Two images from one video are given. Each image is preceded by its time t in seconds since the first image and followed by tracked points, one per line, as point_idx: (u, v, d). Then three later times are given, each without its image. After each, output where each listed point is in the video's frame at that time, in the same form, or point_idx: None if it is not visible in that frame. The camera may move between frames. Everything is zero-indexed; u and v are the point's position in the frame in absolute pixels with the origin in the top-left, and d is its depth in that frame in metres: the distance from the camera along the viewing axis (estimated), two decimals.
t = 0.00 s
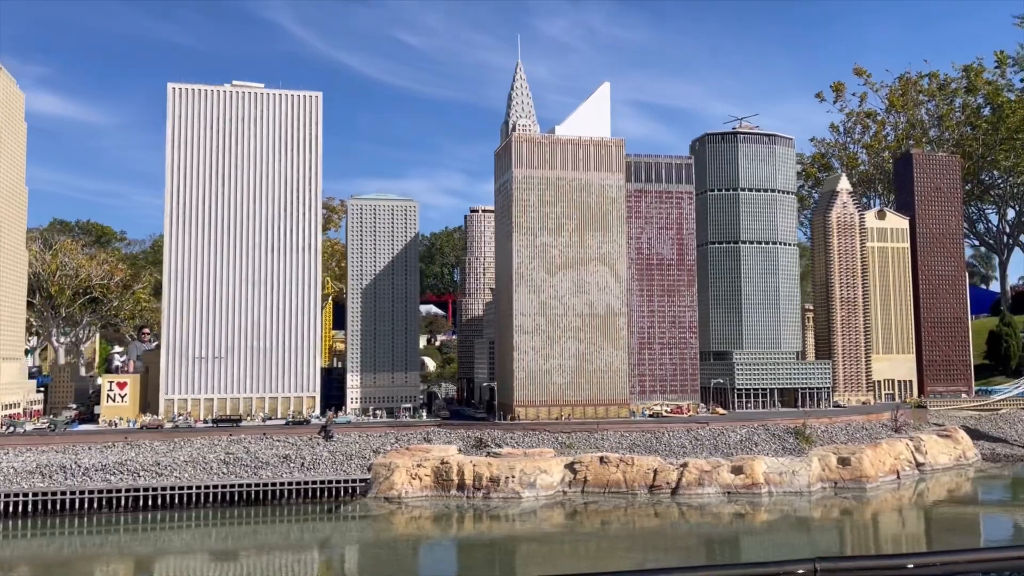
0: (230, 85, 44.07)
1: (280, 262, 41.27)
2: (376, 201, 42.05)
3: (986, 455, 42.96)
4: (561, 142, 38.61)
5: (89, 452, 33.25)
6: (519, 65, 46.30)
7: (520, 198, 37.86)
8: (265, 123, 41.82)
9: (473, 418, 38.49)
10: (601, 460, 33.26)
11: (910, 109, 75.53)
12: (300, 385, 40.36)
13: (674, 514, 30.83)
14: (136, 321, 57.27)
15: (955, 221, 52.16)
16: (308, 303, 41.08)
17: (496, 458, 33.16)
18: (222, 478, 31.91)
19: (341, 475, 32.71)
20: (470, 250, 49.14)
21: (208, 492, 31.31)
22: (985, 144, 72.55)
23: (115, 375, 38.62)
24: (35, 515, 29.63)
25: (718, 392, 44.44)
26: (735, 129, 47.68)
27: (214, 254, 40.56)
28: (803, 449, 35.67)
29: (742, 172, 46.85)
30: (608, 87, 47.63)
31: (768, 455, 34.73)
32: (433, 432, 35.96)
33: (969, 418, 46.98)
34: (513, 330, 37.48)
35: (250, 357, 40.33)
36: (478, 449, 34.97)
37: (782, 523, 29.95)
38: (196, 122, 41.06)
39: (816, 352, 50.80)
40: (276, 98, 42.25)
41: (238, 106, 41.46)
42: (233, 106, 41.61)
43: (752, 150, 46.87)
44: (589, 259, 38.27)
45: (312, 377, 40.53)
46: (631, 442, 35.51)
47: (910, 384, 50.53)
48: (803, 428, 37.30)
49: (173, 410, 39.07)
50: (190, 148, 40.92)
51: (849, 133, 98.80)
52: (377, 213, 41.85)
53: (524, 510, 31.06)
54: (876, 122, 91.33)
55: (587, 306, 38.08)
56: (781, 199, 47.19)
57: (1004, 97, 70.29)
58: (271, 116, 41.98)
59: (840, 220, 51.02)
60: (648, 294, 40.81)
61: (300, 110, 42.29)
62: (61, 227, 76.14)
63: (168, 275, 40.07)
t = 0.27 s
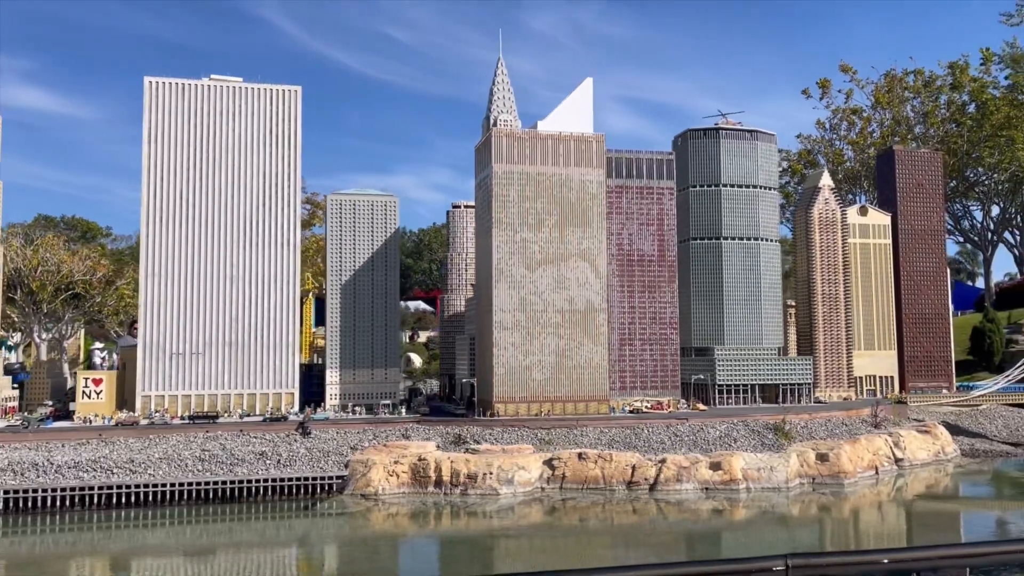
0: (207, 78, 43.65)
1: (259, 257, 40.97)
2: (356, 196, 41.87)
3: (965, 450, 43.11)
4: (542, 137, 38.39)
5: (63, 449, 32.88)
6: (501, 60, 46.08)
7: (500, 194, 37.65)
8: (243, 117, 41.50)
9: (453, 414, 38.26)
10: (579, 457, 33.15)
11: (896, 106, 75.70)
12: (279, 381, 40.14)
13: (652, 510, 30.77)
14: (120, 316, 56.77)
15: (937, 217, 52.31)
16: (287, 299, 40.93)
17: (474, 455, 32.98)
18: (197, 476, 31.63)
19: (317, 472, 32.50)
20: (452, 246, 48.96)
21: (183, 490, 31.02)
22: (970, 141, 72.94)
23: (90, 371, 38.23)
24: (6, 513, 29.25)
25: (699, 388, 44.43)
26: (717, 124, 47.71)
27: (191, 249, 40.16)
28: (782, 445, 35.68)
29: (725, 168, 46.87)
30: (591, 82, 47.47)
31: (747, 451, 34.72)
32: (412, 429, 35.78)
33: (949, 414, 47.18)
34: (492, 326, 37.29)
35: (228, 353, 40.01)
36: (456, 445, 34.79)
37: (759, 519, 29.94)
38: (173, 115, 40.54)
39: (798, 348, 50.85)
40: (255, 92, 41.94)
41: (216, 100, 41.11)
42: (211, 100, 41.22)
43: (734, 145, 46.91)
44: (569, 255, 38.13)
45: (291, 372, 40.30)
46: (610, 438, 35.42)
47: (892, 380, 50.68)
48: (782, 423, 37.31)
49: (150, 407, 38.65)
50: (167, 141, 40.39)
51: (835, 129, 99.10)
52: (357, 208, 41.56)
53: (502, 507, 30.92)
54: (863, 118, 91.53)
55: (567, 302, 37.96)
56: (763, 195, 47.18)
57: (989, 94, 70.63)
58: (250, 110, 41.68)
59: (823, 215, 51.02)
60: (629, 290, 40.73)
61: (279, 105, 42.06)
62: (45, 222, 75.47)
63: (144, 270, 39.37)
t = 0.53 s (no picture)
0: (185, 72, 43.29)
1: (237, 253, 40.63)
2: (336, 191, 41.67)
3: (945, 446, 43.83)
4: (522, 132, 38.22)
5: (36, 447, 32.54)
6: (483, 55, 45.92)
7: (480, 189, 37.48)
8: (221, 111, 41.13)
9: (433, 410, 38.09)
10: (558, 453, 33.08)
11: (882, 103, 75.88)
12: (258, 377, 39.90)
13: (631, 506, 30.73)
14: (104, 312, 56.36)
15: (919, 213, 52.44)
16: (266, 295, 40.64)
17: (452, 451, 32.85)
18: (172, 473, 31.39)
19: (294, 469, 32.31)
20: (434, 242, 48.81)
21: (157, 487, 30.77)
22: (955, 138, 73.24)
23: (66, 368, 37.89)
24: None
25: (680, 384, 44.51)
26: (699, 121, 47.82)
27: (169, 245, 39.79)
28: (762, 441, 35.73)
29: (706, 165, 47.03)
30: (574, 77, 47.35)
31: (726, 446, 34.73)
32: (391, 425, 35.63)
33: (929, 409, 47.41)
34: (472, 322, 37.13)
35: (206, 349, 39.70)
36: (435, 442, 34.65)
37: (737, 515, 29.93)
38: (149, 109, 40.15)
39: (780, 344, 50.94)
40: (233, 87, 41.58)
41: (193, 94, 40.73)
42: (188, 94, 40.88)
43: (715, 141, 47.11)
44: (549, 251, 38.01)
45: (270, 369, 40.11)
46: (590, 434, 35.38)
47: (874, 375, 50.85)
48: (762, 419, 37.38)
49: (127, 404, 38.43)
50: (143, 136, 39.98)
51: (822, 126, 99.34)
52: (336, 204, 41.40)
53: (480, 503, 30.81)
54: (849, 115, 91.71)
55: (547, 298, 37.84)
56: (745, 191, 47.24)
57: (973, 90, 70.97)
58: (228, 105, 41.32)
59: (804, 211, 51.18)
60: (610, 286, 40.75)
61: (258, 100, 41.75)
62: (30, 217, 74.84)
63: (121, 266, 39.02)
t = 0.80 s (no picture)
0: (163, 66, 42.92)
1: (217, 249, 40.32)
2: (315, 186, 41.38)
3: (925, 441, 44.12)
4: (502, 127, 38.04)
5: (9, 444, 32.19)
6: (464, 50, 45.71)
7: (459, 184, 37.30)
8: (199, 105, 40.76)
9: (412, 406, 37.90)
10: (537, 449, 32.99)
11: (868, 99, 75.99)
12: (237, 374, 39.65)
13: (609, 502, 30.71)
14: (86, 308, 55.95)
15: (901, 209, 52.64)
16: (245, 290, 40.35)
17: (430, 448, 32.71)
18: (147, 470, 31.16)
19: (270, 465, 32.12)
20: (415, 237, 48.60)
21: (132, 485, 30.53)
22: (940, 133, 73.46)
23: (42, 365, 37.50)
24: None
25: (661, 379, 44.61)
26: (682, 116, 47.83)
27: (146, 240, 39.46)
28: (741, 436, 35.79)
29: (688, 160, 47.01)
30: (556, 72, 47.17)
31: (705, 442, 34.75)
32: (370, 421, 35.47)
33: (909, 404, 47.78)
34: (451, 318, 36.96)
35: (185, 345, 39.41)
36: (414, 438, 34.51)
37: (715, 511, 29.94)
38: (126, 103, 39.77)
39: (762, 339, 51.01)
40: (211, 80, 41.22)
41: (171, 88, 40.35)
42: (166, 87, 40.48)
43: (698, 137, 47.09)
44: (529, 246, 37.89)
45: (250, 365, 39.87)
46: (569, 430, 35.34)
47: (856, 370, 51.00)
48: (741, 415, 37.44)
49: (103, 401, 38.10)
50: (120, 130, 39.59)
51: (807, 122, 99.65)
52: (316, 198, 41.13)
53: (457, 500, 30.71)
54: (835, 111, 91.85)
55: (527, 294, 37.73)
56: (727, 186, 47.30)
57: (958, 86, 71.28)
58: (206, 99, 40.95)
59: (786, 207, 51.07)
60: (590, 282, 40.70)
61: (239, 94, 41.43)
62: (15, 212, 74.24)
63: (98, 261, 38.68)
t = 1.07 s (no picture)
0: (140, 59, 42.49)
1: (195, 244, 40.01)
2: (293, 180, 41.05)
3: (905, 435, 44.28)
4: (481, 121, 37.86)
5: None
6: (445, 43, 45.50)
7: (438, 179, 37.09)
8: (176, 99, 40.39)
9: (391, 402, 37.70)
10: (515, 445, 32.89)
11: (853, 94, 76.10)
12: (215, 370, 39.36)
13: (586, 498, 30.65)
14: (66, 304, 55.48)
15: (883, 204, 52.77)
16: (223, 286, 40.04)
17: (408, 444, 32.54)
18: (120, 467, 30.86)
19: (246, 462, 31.91)
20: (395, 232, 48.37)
21: (105, 482, 30.21)
22: (924, 129, 73.76)
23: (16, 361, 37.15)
24: None
25: (642, 374, 44.68)
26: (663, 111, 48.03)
27: (122, 235, 39.06)
28: (719, 431, 35.82)
29: (670, 155, 47.07)
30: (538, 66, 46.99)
31: (683, 437, 34.73)
32: (347, 417, 35.28)
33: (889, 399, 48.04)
34: (430, 313, 36.77)
35: (161, 341, 39.08)
36: (392, 434, 34.32)
37: (692, 506, 29.92)
38: (101, 97, 39.38)
39: (744, 334, 51.08)
40: (188, 74, 40.83)
41: (147, 81, 39.94)
42: (141, 81, 40.04)
43: (679, 132, 47.25)
44: (509, 241, 37.73)
45: (228, 362, 39.66)
46: (548, 425, 35.25)
47: (837, 365, 51.12)
48: (720, 410, 37.48)
49: (79, 397, 37.67)
50: (95, 124, 39.19)
51: (793, 117, 99.82)
52: (294, 192, 40.76)
53: (435, 496, 30.58)
54: (821, 106, 92.00)
55: (507, 289, 37.56)
56: (708, 181, 47.35)
57: (942, 82, 71.60)
58: (183, 92, 40.56)
59: (768, 202, 51.11)
60: (571, 277, 40.61)
61: (217, 89, 41.04)
62: None
63: (73, 257, 38.34)
